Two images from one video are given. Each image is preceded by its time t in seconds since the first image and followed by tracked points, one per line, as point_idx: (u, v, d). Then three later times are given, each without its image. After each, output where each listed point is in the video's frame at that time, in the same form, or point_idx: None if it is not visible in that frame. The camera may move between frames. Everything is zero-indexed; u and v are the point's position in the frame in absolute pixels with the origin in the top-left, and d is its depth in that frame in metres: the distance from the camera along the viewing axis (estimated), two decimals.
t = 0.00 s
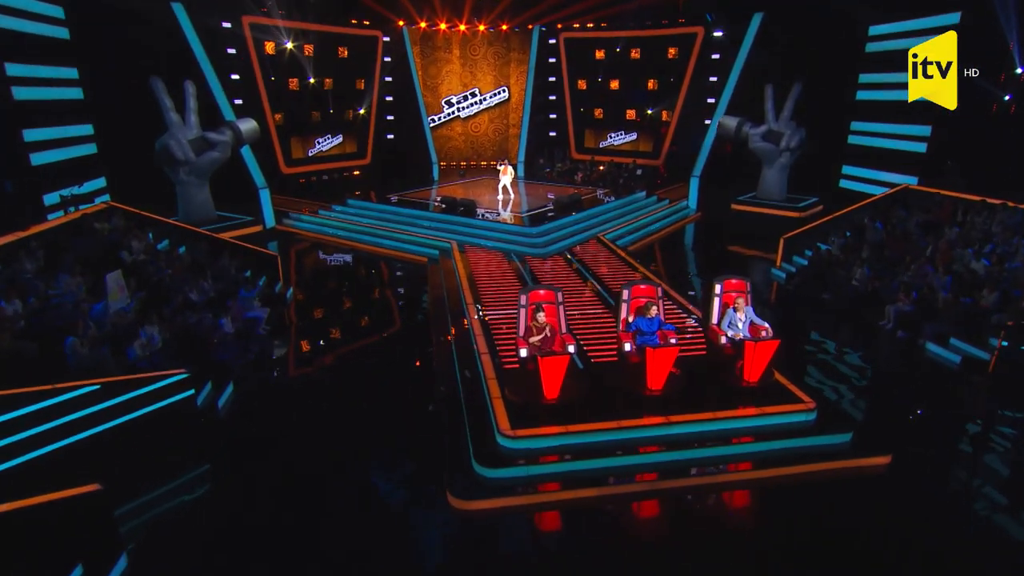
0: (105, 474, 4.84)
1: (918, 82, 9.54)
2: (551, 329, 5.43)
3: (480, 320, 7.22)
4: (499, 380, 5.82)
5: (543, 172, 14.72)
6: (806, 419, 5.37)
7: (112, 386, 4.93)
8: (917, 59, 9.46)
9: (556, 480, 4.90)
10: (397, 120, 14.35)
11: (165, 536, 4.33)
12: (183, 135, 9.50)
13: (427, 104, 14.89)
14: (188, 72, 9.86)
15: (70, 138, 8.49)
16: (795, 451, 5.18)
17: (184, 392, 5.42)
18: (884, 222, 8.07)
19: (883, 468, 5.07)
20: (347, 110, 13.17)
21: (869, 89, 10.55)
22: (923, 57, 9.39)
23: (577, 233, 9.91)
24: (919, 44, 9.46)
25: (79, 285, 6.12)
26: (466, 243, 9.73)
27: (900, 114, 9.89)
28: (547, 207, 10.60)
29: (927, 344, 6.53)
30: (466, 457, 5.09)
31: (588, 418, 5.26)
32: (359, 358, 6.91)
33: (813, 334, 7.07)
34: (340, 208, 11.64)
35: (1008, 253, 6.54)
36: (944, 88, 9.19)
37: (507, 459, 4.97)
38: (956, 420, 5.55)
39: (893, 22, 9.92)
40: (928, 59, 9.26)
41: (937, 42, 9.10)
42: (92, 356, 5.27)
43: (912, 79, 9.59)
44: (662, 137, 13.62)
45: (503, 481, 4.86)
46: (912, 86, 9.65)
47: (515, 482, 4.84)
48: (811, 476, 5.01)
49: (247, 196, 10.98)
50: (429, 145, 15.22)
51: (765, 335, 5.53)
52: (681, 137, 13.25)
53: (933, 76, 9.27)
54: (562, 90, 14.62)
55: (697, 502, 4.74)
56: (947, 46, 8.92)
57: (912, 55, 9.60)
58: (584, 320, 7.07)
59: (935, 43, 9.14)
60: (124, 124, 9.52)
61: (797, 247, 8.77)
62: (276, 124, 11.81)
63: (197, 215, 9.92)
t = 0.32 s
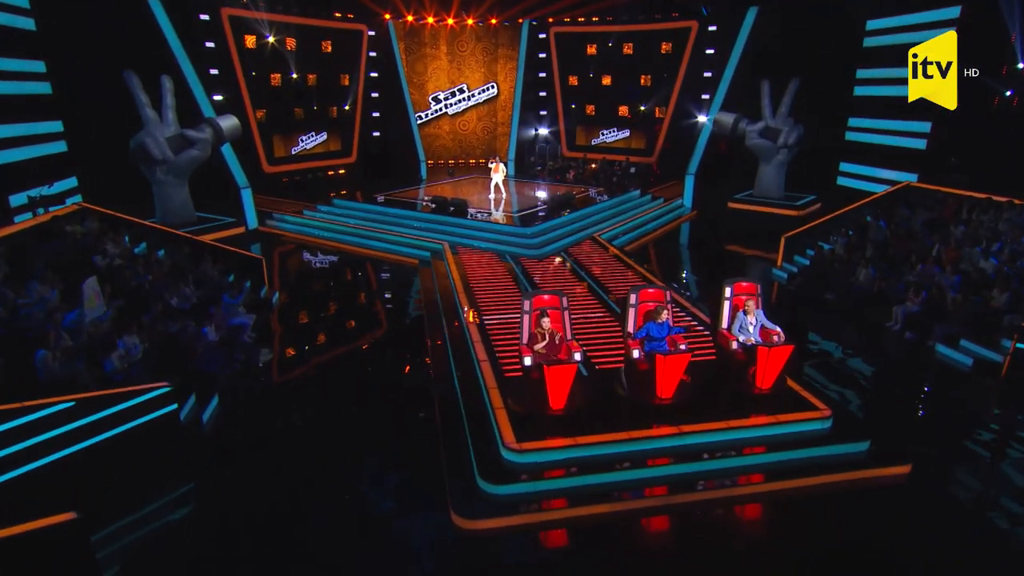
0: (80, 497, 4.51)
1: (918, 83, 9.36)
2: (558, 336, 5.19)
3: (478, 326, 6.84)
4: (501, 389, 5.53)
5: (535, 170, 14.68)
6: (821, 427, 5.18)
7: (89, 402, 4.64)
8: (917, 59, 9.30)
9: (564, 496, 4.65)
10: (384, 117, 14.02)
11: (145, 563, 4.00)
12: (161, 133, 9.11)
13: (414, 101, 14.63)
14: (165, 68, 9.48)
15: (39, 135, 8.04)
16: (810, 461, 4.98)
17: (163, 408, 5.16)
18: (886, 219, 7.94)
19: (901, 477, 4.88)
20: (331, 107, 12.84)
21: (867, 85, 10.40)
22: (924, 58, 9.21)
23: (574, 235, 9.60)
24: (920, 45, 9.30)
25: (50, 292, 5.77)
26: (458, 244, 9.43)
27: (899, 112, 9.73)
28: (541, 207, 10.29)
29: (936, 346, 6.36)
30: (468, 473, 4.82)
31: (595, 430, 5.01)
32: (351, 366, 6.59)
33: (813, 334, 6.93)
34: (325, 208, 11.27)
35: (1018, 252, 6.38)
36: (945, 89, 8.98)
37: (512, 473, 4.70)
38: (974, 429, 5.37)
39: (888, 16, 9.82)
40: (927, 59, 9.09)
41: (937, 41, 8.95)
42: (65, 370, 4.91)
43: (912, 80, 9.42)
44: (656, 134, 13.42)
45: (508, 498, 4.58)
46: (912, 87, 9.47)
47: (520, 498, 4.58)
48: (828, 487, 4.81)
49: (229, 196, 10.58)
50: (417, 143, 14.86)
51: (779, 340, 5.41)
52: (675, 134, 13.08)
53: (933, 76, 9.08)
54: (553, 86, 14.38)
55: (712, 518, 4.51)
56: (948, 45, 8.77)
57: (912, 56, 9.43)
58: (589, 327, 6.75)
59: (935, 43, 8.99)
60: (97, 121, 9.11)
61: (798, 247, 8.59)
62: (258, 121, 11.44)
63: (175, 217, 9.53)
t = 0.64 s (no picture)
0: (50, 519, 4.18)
1: (918, 83, 9.24)
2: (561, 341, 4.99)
3: (475, 332, 6.55)
4: (503, 399, 5.25)
5: (523, 168, 14.49)
6: (834, 434, 5.01)
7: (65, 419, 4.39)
8: (917, 59, 9.20)
9: (573, 512, 4.41)
10: (367, 114, 13.68)
11: None
12: (134, 131, 8.72)
13: (399, 97, 14.65)
14: (137, 62, 9.08)
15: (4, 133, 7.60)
16: (825, 470, 4.81)
17: (145, 424, 4.84)
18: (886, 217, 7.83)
19: (919, 485, 4.71)
20: (313, 103, 12.50)
21: (860, 81, 10.32)
22: (924, 58, 9.12)
23: (567, 236, 9.35)
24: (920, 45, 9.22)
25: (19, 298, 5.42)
26: (448, 246, 9.14)
27: (895, 110, 9.63)
28: (535, 207, 10.02)
29: (942, 347, 6.23)
30: (473, 487, 4.55)
31: (604, 441, 4.78)
32: (342, 373, 6.27)
33: (807, 334, 6.79)
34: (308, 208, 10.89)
35: None
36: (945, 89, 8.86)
37: (519, 488, 4.45)
38: (992, 433, 5.23)
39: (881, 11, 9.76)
40: (928, 59, 8.99)
41: (937, 42, 8.85)
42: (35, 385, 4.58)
43: (912, 80, 9.31)
44: (646, 131, 13.24)
45: (515, 515, 4.34)
46: (912, 87, 9.36)
47: (528, 515, 4.33)
48: (846, 498, 4.63)
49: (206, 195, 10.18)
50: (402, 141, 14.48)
51: (789, 344, 5.22)
52: (665, 131, 12.94)
53: (933, 76, 8.96)
54: (540, 82, 14.16)
55: (729, 532, 4.30)
56: (948, 45, 8.67)
57: (912, 56, 9.35)
58: (590, 333, 6.49)
59: (935, 43, 8.89)
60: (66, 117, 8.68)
61: (798, 245, 8.48)
62: (236, 118, 11.06)
63: (149, 219, 9.11)
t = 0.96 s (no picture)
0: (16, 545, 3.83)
1: (918, 83, 9.00)
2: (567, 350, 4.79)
3: (470, 337, 6.28)
4: (505, 409, 4.99)
5: (510, 167, 14.45)
6: (847, 440, 4.86)
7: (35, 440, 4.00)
8: (917, 59, 8.95)
9: (584, 528, 4.18)
10: (347, 111, 13.34)
11: None
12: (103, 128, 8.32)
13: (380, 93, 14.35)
14: (105, 56, 8.69)
15: None
16: (841, 478, 4.65)
17: (122, 445, 4.50)
18: (882, 215, 7.77)
19: (936, 492, 4.57)
20: (291, 100, 12.15)
21: (850, 77, 10.29)
22: (923, 58, 8.88)
23: (559, 234, 9.21)
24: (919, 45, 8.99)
25: None
26: (436, 247, 8.88)
27: (886, 104, 9.54)
28: (524, 208, 9.76)
29: (947, 347, 6.12)
30: (478, 505, 4.31)
31: (614, 452, 4.55)
32: (332, 382, 5.97)
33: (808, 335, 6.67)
34: (287, 209, 10.53)
35: None
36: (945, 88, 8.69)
37: (527, 504, 4.20)
38: (1005, 436, 5.10)
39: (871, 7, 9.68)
40: (927, 59, 8.77)
41: (937, 42, 8.65)
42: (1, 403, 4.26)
43: (911, 80, 9.06)
44: (635, 129, 13.15)
45: (523, 532, 4.09)
46: (912, 87, 9.12)
47: (538, 533, 4.08)
48: (862, 506, 4.47)
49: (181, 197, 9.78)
50: (385, 138, 14.08)
51: (799, 348, 5.00)
52: (653, 129, 12.85)
53: (933, 76, 8.77)
54: (526, 77, 14.03)
55: (748, 546, 4.11)
56: (948, 46, 8.49)
57: (911, 56, 9.11)
58: (590, 338, 6.25)
59: (935, 43, 8.67)
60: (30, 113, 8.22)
61: (794, 244, 8.40)
62: (211, 116, 10.69)
63: (121, 221, 8.73)
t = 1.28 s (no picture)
0: None
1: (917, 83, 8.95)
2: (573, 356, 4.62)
3: (465, 343, 6.02)
4: (507, 420, 4.74)
5: (494, 165, 14.27)
6: (860, 445, 4.71)
7: None
8: (917, 59, 8.90)
9: (596, 545, 3.94)
10: (325, 108, 12.99)
11: None
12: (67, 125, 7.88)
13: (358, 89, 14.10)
14: (67, 49, 8.21)
15: None
16: (855, 485, 4.49)
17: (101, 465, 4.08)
18: (877, 213, 7.73)
19: (953, 498, 4.42)
20: (265, 96, 11.76)
21: (841, 73, 10.35)
22: (923, 57, 8.82)
23: (550, 232, 9.04)
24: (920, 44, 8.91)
25: None
26: (422, 248, 8.60)
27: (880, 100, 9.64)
28: (508, 209, 9.51)
29: (948, 346, 6.02)
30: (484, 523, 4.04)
31: (624, 463, 4.32)
32: (320, 392, 5.68)
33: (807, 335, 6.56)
34: (264, 210, 10.15)
35: None
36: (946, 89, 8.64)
37: (536, 520, 3.95)
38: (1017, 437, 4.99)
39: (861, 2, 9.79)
40: (927, 59, 8.72)
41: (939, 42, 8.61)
42: None
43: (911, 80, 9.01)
44: (620, 125, 13.10)
45: (533, 550, 3.83)
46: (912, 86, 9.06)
47: (548, 551, 3.83)
48: (879, 515, 4.31)
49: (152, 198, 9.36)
50: (364, 135, 13.68)
51: (808, 351, 4.87)
52: (640, 125, 12.87)
53: (933, 76, 8.72)
54: (508, 73, 13.81)
55: (767, 562, 3.91)
56: (949, 45, 8.45)
57: (912, 55, 9.03)
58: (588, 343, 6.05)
59: (936, 43, 8.64)
60: None
61: (787, 242, 8.35)
62: (182, 113, 10.29)
63: (88, 222, 8.32)
